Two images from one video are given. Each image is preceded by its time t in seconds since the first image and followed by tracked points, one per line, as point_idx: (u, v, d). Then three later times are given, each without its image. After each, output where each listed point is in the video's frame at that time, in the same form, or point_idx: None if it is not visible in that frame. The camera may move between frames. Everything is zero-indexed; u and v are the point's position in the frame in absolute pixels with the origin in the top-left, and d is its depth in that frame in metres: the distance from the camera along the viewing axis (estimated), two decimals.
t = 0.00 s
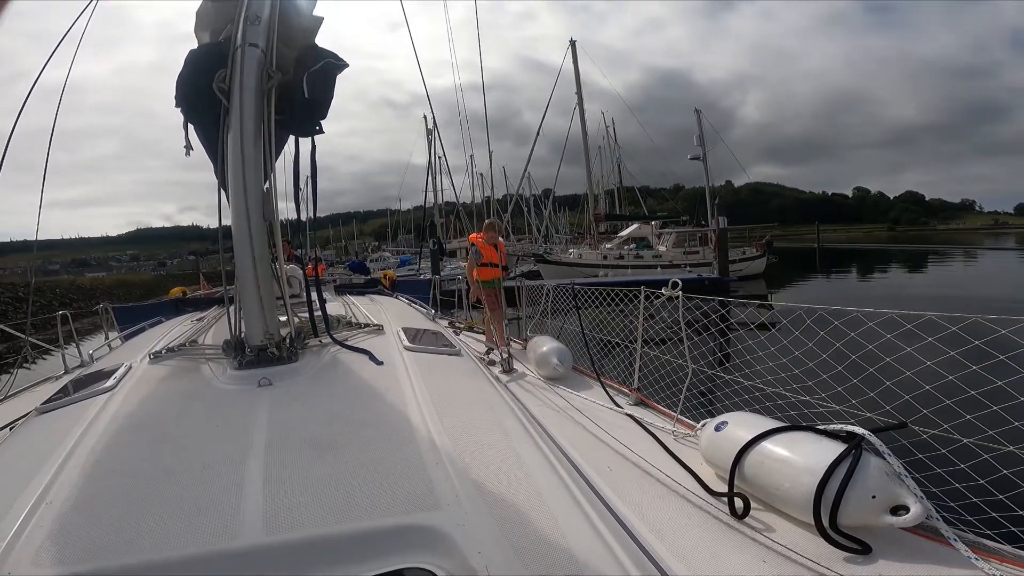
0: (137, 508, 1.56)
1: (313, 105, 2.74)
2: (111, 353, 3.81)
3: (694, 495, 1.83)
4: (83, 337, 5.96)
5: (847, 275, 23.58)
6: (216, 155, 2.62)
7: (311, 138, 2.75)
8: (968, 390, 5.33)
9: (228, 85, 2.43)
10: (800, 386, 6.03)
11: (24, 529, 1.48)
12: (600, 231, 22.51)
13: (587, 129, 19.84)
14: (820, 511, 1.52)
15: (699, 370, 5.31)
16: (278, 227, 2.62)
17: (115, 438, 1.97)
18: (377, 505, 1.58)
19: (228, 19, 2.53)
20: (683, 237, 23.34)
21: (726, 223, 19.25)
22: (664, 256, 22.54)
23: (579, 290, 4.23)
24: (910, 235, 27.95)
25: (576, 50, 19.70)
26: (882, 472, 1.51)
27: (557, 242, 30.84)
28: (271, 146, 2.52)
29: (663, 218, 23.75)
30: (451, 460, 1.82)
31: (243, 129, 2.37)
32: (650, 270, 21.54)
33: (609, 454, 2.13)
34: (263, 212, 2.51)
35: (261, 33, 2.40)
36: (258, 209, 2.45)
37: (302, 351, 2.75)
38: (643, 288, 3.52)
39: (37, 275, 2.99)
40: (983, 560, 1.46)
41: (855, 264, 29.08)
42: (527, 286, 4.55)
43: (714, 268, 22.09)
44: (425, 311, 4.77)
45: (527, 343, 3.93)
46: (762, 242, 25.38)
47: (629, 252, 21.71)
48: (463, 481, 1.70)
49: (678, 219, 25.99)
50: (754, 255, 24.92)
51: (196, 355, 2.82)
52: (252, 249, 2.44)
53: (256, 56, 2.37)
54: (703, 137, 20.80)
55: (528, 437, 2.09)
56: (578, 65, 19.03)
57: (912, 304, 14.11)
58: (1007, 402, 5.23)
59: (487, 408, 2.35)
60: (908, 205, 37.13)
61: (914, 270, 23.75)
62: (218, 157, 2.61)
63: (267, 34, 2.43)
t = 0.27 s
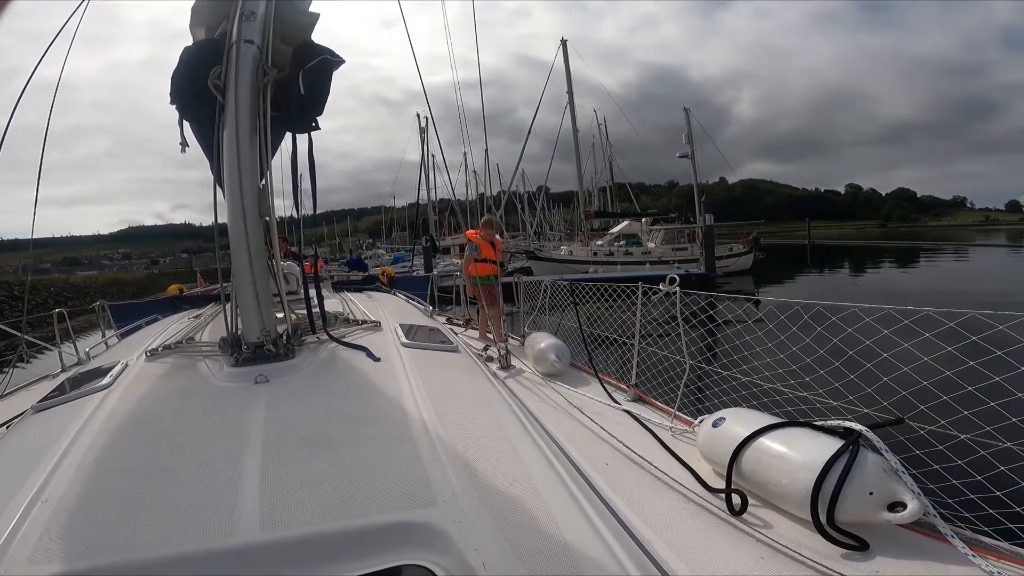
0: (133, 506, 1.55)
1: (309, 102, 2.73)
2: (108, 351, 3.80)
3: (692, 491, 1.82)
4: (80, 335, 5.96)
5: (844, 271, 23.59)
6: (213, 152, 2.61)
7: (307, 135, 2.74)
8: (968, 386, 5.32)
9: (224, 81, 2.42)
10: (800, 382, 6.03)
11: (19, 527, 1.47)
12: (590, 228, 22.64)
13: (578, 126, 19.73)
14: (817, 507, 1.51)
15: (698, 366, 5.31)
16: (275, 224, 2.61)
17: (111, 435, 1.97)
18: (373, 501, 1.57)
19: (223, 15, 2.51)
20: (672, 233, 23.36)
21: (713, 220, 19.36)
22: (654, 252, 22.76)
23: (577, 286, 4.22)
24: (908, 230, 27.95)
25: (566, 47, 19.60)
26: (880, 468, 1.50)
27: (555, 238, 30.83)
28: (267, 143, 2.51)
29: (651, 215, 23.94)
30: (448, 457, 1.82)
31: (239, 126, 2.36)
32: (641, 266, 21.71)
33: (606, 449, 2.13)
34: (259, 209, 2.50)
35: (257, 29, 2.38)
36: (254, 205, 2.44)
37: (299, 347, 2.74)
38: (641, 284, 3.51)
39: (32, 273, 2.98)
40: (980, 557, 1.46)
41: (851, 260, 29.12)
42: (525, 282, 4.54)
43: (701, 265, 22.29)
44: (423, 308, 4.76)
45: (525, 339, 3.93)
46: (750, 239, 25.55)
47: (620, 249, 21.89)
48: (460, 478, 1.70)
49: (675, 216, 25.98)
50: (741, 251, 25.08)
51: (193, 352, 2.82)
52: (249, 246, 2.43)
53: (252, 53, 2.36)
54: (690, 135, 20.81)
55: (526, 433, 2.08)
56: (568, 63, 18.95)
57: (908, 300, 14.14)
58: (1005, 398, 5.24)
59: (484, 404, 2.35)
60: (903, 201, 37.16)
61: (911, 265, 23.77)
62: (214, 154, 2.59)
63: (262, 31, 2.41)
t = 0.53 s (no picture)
0: (134, 504, 1.55)
1: (313, 101, 2.73)
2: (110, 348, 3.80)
3: (693, 493, 1.82)
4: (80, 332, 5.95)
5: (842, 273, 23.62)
6: (216, 151, 2.61)
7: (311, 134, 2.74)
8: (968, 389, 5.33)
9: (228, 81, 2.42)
10: (800, 385, 6.03)
11: (20, 526, 1.47)
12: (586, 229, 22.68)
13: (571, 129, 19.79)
14: (818, 509, 1.51)
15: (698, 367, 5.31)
16: (277, 223, 2.62)
17: (113, 434, 1.97)
18: (375, 501, 1.57)
19: (227, 14, 2.52)
20: (665, 233, 23.54)
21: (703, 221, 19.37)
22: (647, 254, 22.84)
23: (578, 287, 4.22)
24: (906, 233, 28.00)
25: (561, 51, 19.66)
26: (881, 471, 1.50)
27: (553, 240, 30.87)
28: (270, 143, 2.51)
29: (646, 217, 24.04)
30: (450, 457, 1.82)
31: (243, 125, 2.36)
32: (635, 266, 21.77)
33: (607, 451, 2.13)
34: (262, 209, 2.50)
35: (261, 29, 2.39)
36: (257, 205, 2.44)
37: (300, 347, 2.74)
38: (643, 285, 3.51)
39: (35, 271, 2.98)
40: (980, 560, 1.46)
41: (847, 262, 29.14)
42: (527, 283, 4.55)
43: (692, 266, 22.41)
44: (424, 308, 4.77)
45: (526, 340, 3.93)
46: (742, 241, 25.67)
47: (613, 250, 22.02)
48: (462, 478, 1.70)
49: (673, 217, 26.00)
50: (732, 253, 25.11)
51: (195, 351, 2.82)
52: (251, 246, 2.44)
53: (256, 52, 2.37)
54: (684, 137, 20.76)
55: (527, 434, 2.09)
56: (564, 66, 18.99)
57: (905, 302, 14.15)
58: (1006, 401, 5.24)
59: (485, 405, 2.35)
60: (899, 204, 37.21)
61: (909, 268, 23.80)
62: (218, 153, 2.60)
63: (266, 30, 2.42)
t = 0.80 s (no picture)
0: (148, 509, 1.57)
1: (323, 109, 2.77)
2: (123, 355, 3.85)
3: (703, 500, 1.82)
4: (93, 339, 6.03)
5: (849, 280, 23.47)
6: (229, 159, 2.65)
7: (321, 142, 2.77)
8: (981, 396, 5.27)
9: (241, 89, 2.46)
10: (810, 392, 5.99)
11: (36, 529, 1.50)
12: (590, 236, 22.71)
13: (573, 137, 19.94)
14: (830, 516, 1.51)
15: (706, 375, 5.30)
16: (289, 231, 2.65)
17: (127, 439, 2.00)
18: (385, 507, 1.59)
19: (240, 24, 2.56)
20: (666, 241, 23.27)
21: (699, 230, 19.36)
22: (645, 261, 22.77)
23: (587, 294, 4.23)
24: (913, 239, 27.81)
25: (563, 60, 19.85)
26: (894, 478, 1.50)
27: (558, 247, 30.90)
28: (282, 150, 2.55)
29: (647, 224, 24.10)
30: (459, 463, 1.83)
31: (255, 134, 2.40)
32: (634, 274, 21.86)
33: (617, 458, 2.13)
34: (274, 217, 2.54)
35: (273, 38, 2.43)
36: (269, 213, 2.47)
37: (311, 354, 2.77)
38: (652, 293, 3.51)
39: (52, 278, 3.03)
40: (995, 566, 1.45)
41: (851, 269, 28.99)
42: (535, 291, 4.56)
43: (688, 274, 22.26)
44: (433, 315, 4.78)
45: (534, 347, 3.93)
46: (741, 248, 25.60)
47: (612, 258, 22.08)
48: (471, 485, 1.71)
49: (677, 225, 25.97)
50: (730, 260, 25.07)
51: (207, 358, 2.85)
52: (263, 253, 2.47)
53: (267, 61, 2.40)
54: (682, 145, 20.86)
55: (536, 441, 2.10)
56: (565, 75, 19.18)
57: (913, 309, 14.03)
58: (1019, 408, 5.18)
59: (494, 412, 2.36)
60: (901, 210, 37.03)
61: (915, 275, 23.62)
62: (231, 161, 2.63)
63: (278, 39, 2.46)
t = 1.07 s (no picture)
0: (145, 510, 1.57)
1: (322, 110, 2.77)
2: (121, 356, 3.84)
3: (701, 502, 1.82)
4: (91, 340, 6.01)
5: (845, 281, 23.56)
6: (228, 161, 2.65)
7: (320, 143, 2.77)
8: (978, 397, 5.28)
9: (239, 90, 2.46)
10: (808, 393, 6.00)
11: (32, 531, 1.49)
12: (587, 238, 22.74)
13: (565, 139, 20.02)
14: (828, 517, 1.51)
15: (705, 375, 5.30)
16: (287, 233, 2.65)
17: (125, 441, 1.99)
18: (384, 508, 1.59)
19: (239, 25, 2.57)
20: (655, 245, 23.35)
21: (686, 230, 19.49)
22: (636, 262, 22.51)
23: (585, 295, 4.23)
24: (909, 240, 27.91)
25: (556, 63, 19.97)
26: (891, 478, 1.50)
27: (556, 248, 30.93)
28: (280, 151, 2.54)
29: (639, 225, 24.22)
30: (457, 464, 1.84)
31: (254, 134, 2.40)
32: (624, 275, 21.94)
33: (615, 459, 2.13)
34: (272, 218, 2.54)
35: (272, 39, 2.43)
36: (267, 214, 2.47)
37: (309, 355, 2.76)
38: (650, 294, 3.52)
39: (49, 279, 3.02)
40: (991, 566, 1.45)
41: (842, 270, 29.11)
42: (533, 292, 4.56)
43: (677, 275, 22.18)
44: (431, 317, 4.78)
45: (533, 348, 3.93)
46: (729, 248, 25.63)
47: (604, 259, 22.17)
48: (469, 486, 1.71)
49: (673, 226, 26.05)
50: (719, 261, 25.06)
51: (205, 359, 2.84)
52: (261, 254, 2.47)
53: (266, 63, 2.41)
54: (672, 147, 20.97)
55: (533, 442, 2.10)
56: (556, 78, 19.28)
57: (908, 309, 14.10)
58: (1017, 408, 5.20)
59: (493, 413, 2.36)
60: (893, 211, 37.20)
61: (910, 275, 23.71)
62: (229, 162, 2.63)
63: (277, 41, 2.46)
